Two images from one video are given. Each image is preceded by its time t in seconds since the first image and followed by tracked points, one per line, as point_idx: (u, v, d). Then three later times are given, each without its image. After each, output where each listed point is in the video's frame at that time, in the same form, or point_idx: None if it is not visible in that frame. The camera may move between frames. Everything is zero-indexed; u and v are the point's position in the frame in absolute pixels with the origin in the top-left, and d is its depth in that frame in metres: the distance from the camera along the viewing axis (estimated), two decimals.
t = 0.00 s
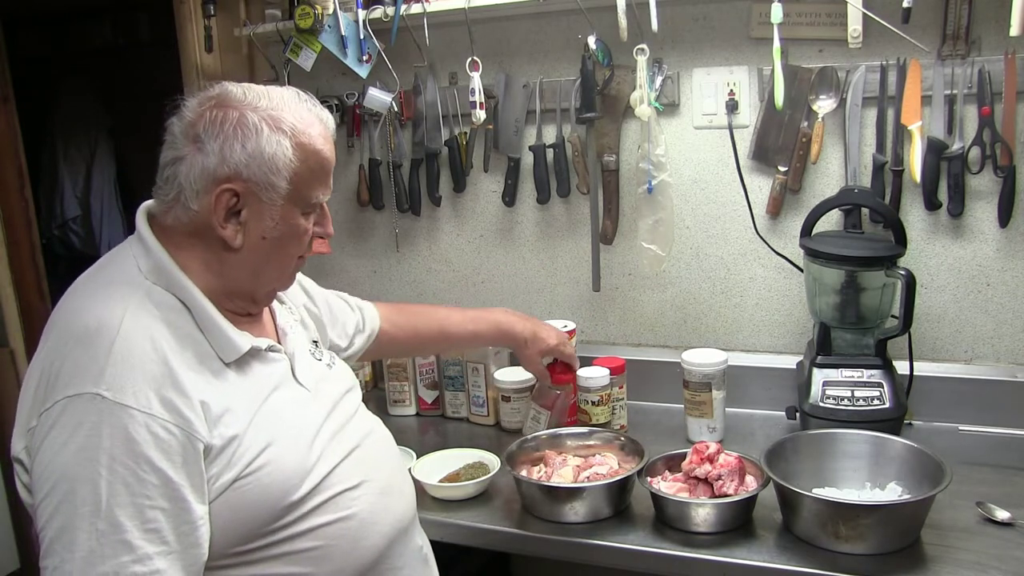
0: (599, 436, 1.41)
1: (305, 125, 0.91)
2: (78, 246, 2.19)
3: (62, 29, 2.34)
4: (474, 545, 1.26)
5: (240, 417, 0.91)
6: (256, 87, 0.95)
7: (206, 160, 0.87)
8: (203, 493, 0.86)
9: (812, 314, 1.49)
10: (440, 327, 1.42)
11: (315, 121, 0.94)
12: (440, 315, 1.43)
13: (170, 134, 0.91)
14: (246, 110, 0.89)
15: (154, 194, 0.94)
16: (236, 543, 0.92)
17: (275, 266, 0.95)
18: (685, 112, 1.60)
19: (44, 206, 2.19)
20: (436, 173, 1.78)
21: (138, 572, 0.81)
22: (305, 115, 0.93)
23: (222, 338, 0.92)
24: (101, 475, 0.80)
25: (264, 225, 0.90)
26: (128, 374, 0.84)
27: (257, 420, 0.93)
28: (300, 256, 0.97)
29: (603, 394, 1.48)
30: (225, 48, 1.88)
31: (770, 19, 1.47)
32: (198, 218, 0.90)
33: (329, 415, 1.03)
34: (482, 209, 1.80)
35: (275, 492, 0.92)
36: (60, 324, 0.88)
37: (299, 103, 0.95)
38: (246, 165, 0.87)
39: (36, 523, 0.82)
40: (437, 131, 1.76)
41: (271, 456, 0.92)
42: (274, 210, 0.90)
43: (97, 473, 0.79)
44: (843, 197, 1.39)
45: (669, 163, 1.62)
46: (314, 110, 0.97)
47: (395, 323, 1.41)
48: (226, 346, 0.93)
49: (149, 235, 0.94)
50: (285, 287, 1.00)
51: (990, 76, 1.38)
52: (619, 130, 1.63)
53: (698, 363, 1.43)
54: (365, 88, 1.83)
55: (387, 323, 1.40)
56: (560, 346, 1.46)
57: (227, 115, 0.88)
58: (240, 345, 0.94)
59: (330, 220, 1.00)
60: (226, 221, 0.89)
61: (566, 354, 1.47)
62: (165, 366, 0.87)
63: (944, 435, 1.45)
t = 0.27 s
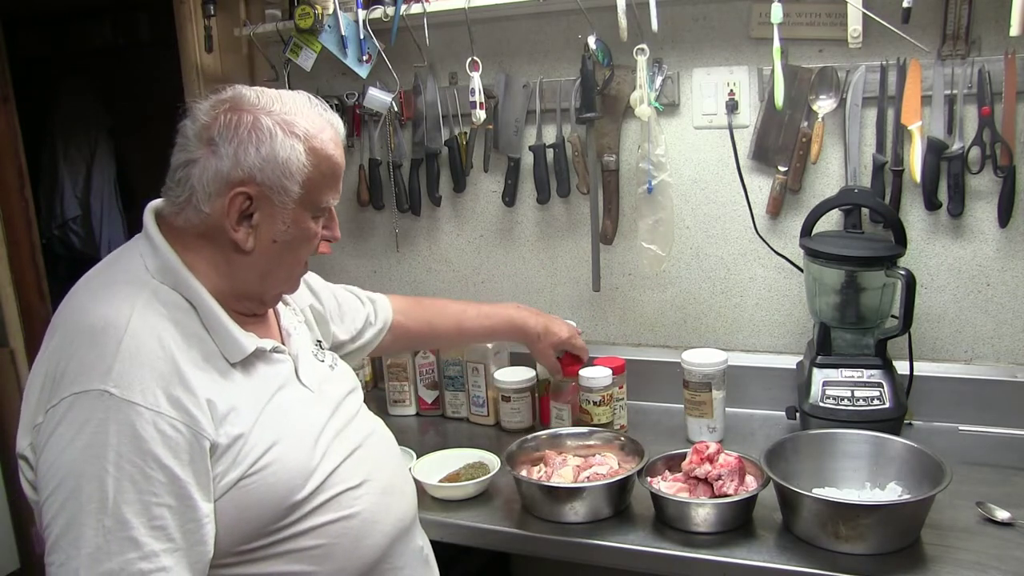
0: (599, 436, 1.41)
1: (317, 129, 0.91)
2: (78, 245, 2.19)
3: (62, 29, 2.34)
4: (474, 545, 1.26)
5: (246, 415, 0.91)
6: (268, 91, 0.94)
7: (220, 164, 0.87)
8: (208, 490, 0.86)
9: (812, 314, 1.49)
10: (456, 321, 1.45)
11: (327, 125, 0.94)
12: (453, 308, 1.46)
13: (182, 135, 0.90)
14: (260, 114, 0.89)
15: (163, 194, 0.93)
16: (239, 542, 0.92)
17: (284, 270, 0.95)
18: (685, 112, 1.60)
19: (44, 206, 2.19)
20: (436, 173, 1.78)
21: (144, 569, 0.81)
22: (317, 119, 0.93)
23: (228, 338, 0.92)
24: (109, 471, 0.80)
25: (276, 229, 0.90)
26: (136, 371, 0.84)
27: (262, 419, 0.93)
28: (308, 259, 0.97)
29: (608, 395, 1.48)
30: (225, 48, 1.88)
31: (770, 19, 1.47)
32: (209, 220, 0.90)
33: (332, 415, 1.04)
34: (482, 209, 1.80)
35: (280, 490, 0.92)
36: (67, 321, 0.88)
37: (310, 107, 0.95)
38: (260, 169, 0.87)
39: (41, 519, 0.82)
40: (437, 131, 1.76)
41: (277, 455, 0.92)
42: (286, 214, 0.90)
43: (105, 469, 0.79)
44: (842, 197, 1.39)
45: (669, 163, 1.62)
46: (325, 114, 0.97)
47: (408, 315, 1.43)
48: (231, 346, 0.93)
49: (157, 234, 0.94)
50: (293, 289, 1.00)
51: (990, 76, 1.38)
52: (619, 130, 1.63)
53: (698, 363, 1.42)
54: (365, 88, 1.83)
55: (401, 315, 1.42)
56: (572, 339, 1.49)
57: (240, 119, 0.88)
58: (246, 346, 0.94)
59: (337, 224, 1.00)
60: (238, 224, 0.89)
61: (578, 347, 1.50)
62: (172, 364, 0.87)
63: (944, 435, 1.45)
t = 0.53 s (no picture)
0: (599, 436, 1.41)
1: (326, 130, 0.91)
2: (78, 245, 2.19)
3: (62, 29, 2.34)
4: (474, 545, 1.26)
5: (251, 413, 0.91)
6: (278, 92, 0.95)
7: (229, 163, 0.87)
8: (214, 486, 0.86)
9: (812, 314, 1.49)
10: (473, 323, 1.46)
11: (337, 127, 0.94)
12: (470, 308, 1.46)
13: (193, 135, 0.90)
14: (270, 114, 0.89)
15: (173, 193, 0.93)
16: (242, 540, 0.92)
17: (293, 270, 0.95)
18: (685, 112, 1.60)
19: (44, 206, 2.18)
20: (436, 173, 1.78)
21: (149, 563, 0.81)
22: (326, 120, 0.93)
23: (236, 338, 0.92)
24: (115, 464, 0.80)
25: (285, 229, 0.90)
26: (144, 366, 0.84)
27: (268, 417, 0.93)
28: (316, 259, 0.97)
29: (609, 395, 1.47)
30: (225, 48, 1.88)
31: (770, 19, 1.47)
32: (218, 219, 0.90)
33: (337, 415, 1.04)
34: (482, 209, 1.80)
35: (284, 488, 0.92)
36: (76, 316, 0.88)
37: (320, 108, 0.95)
38: (270, 169, 0.87)
39: (47, 513, 0.82)
40: (437, 131, 1.76)
41: (282, 453, 0.92)
42: (295, 214, 0.90)
43: (111, 463, 0.80)
44: (842, 197, 1.39)
45: (669, 163, 1.62)
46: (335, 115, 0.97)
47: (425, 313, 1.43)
48: (238, 344, 0.92)
49: (167, 232, 0.94)
50: (301, 290, 1.00)
51: (990, 76, 1.38)
52: (619, 130, 1.63)
53: (698, 363, 1.42)
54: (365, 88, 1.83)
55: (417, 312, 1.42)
56: (585, 340, 1.51)
57: (250, 119, 0.88)
58: (253, 345, 0.93)
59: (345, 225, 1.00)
60: (248, 224, 0.89)
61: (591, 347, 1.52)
62: (180, 360, 0.87)
63: (944, 435, 1.45)
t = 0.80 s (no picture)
0: (599, 436, 1.41)
1: (333, 129, 0.91)
2: (78, 245, 2.19)
3: (62, 29, 2.34)
4: (474, 545, 1.26)
5: (256, 412, 0.91)
6: (286, 91, 0.95)
7: (236, 162, 0.87)
8: (218, 485, 0.86)
9: (812, 314, 1.49)
10: (484, 321, 1.47)
11: (344, 127, 0.94)
12: (481, 307, 1.48)
13: (200, 134, 0.90)
14: (277, 114, 0.89)
15: (179, 192, 0.94)
16: (245, 539, 0.91)
17: (299, 269, 0.95)
18: (685, 112, 1.60)
19: (44, 206, 2.18)
20: (435, 173, 1.78)
21: (153, 560, 0.81)
22: (333, 120, 0.93)
23: (240, 337, 0.92)
24: (120, 461, 0.80)
25: (291, 229, 0.90)
26: (149, 364, 0.84)
27: (273, 416, 0.93)
28: (322, 259, 0.97)
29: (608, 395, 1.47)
30: (224, 48, 1.88)
31: (770, 19, 1.47)
32: (225, 218, 0.90)
33: (340, 415, 1.04)
34: (482, 209, 1.80)
35: (289, 488, 0.92)
36: (81, 314, 0.88)
37: (328, 108, 0.95)
38: (276, 168, 0.87)
39: (51, 510, 0.82)
40: (437, 131, 1.76)
41: (286, 452, 0.92)
42: (302, 214, 0.90)
43: (116, 459, 0.80)
44: (842, 197, 1.39)
45: (669, 163, 1.62)
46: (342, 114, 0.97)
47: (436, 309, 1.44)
48: (243, 344, 0.93)
49: (173, 231, 0.95)
50: (307, 289, 1.00)
51: (990, 76, 1.38)
52: (619, 130, 1.63)
53: (698, 363, 1.42)
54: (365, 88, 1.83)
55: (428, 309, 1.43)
56: (590, 340, 1.52)
57: (258, 118, 0.88)
58: (257, 344, 0.94)
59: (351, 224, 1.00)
60: (255, 224, 0.89)
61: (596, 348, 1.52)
62: (185, 358, 0.87)
63: (944, 435, 1.45)
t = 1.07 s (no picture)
0: (599, 436, 1.41)
1: (339, 132, 0.92)
2: (78, 245, 2.19)
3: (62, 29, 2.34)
4: (474, 545, 1.26)
5: (260, 413, 0.91)
6: (292, 93, 0.95)
7: (243, 164, 0.87)
8: (221, 486, 0.86)
9: (811, 314, 1.49)
10: (459, 325, 1.42)
11: (351, 130, 0.94)
12: (456, 314, 1.43)
13: (207, 134, 0.90)
14: (284, 116, 0.89)
15: (184, 192, 0.93)
16: (247, 541, 0.91)
17: (304, 271, 0.95)
18: (685, 112, 1.60)
19: (44, 206, 2.18)
20: (435, 173, 1.78)
21: (155, 561, 0.81)
22: (339, 122, 0.93)
23: (245, 339, 0.93)
24: (124, 462, 0.80)
25: (298, 231, 0.90)
26: (153, 364, 0.84)
27: (276, 418, 0.93)
28: (327, 261, 0.97)
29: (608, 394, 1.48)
30: (224, 48, 1.88)
31: (770, 19, 1.47)
32: (230, 220, 0.90)
33: (342, 418, 1.04)
34: (482, 209, 1.80)
35: (292, 490, 0.92)
36: (86, 313, 0.88)
37: (335, 110, 0.95)
38: (284, 170, 0.87)
39: (53, 509, 0.82)
40: (437, 131, 1.76)
41: (290, 454, 0.92)
42: (309, 216, 0.90)
43: (120, 460, 0.79)
44: (842, 197, 1.39)
45: (670, 163, 1.62)
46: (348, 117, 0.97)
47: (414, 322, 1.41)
48: (247, 345, 0.93)
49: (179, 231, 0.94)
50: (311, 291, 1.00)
51: (990, 76, 1.38)
52: (619, 130, 1.63)
53: (698, 363, 1.42)
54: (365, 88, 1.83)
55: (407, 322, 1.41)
56: (581, 321, 1.45)
57: (265, 120, 0.88)
58: (261, 346, 0.94)
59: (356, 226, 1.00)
60: (261, 225, 0.89)
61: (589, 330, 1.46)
62: (189, 359, 0.87)
63: (944, 435, 1.45)
